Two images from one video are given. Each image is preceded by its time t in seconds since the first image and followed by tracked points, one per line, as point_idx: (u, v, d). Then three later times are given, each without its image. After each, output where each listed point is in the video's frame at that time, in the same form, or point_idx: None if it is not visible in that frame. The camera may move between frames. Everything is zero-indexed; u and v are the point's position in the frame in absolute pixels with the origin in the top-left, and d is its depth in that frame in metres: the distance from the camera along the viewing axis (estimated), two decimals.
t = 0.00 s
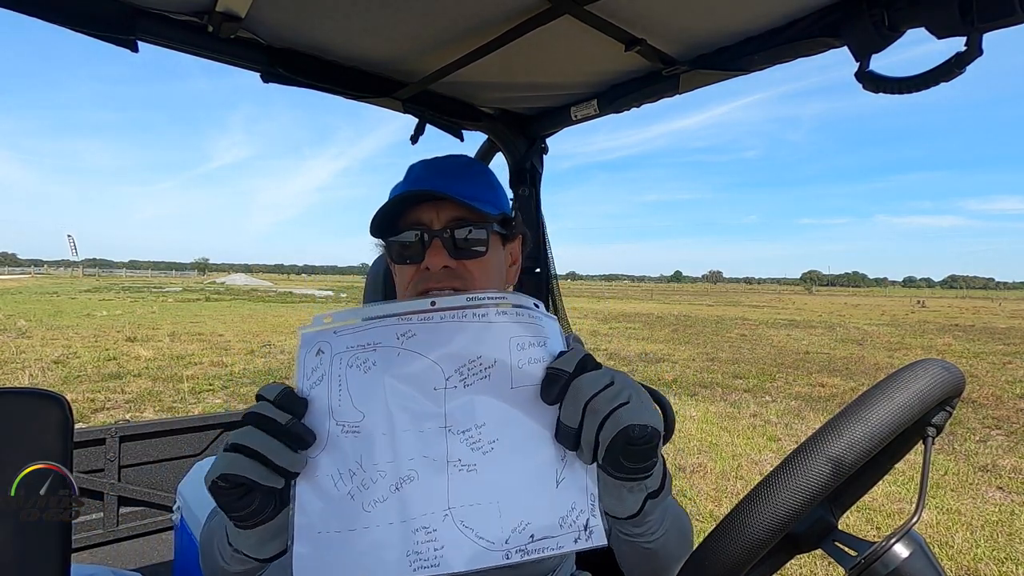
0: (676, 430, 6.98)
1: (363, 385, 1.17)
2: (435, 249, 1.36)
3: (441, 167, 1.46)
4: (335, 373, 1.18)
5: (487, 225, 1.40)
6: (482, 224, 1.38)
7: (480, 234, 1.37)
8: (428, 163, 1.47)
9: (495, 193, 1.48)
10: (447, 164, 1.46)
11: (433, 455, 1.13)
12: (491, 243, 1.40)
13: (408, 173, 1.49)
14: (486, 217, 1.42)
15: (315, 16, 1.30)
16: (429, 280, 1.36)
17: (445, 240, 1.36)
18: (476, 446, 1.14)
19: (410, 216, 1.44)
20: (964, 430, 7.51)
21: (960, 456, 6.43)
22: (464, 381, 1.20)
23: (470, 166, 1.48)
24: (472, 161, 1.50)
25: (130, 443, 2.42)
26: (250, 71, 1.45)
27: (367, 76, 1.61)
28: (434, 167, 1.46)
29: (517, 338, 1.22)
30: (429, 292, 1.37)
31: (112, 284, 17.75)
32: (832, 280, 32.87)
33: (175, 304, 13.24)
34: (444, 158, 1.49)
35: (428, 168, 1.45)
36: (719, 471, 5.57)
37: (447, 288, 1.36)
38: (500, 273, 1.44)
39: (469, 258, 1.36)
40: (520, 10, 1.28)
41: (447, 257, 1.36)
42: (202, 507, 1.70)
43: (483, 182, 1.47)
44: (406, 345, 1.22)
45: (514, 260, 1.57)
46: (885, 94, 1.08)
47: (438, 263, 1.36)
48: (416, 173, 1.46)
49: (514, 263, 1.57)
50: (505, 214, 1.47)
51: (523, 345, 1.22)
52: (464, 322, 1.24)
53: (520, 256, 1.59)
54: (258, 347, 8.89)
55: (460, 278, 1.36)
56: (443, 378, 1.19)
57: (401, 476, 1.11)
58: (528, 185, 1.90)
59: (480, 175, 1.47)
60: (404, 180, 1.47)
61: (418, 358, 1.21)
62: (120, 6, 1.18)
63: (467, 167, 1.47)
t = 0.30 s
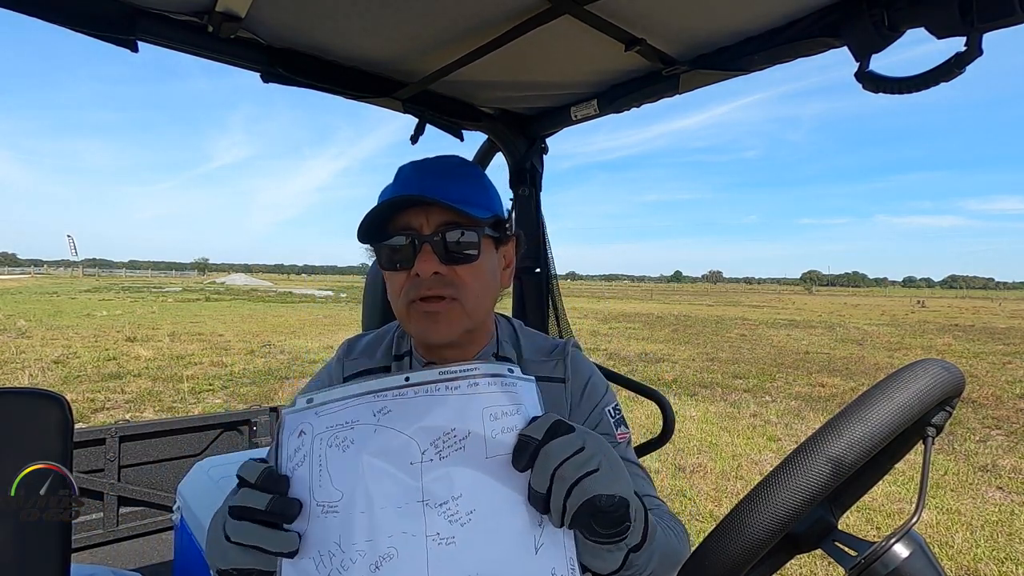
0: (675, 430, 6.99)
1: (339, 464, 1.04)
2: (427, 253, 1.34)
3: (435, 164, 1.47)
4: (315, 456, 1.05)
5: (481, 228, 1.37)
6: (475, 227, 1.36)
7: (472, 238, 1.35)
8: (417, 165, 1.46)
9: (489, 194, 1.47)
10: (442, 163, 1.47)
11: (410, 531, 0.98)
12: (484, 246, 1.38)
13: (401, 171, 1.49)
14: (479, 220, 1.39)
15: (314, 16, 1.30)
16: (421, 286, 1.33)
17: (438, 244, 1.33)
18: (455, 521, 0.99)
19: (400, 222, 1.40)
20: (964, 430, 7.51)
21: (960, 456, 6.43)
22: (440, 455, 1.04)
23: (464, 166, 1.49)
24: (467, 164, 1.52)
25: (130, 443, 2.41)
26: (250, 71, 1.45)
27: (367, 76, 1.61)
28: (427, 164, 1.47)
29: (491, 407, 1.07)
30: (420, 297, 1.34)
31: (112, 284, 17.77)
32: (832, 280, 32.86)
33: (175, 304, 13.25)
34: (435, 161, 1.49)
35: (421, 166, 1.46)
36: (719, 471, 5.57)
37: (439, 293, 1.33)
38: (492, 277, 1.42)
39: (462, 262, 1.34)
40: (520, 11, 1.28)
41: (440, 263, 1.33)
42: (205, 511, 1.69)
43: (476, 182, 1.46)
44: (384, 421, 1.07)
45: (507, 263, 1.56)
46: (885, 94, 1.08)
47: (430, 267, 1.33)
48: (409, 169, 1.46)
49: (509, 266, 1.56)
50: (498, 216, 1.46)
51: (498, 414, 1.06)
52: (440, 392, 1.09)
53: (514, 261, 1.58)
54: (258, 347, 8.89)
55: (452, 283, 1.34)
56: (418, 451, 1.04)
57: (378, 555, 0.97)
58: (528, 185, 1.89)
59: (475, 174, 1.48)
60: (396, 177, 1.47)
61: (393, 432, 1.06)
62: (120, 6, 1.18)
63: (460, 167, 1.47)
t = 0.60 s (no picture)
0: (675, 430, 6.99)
1: None
2: (405, 291, 1.30)
3: (418, 180, 1.41)
4: None
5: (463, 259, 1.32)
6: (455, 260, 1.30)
7: (452, 272, 1.29)
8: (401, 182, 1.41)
9: (475, 214, 1.40)
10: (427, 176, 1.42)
11: None
12: (468, 277, 1.33)
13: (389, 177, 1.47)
14: (462, 251, 1.33)
15: (314, 16, 1.31)
16: (403, 323, 1.30)
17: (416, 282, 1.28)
18: None
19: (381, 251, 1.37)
20: (964, 430, 7.51)
21: (960, 456, 6.43)
22: None
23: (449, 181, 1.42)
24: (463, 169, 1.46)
25: (130, 442, 2.41)
26: (249, 72, 1.45)
27: (367, 76, 1.61)
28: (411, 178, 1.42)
29: None
30: (404, 334, 1.31)
31: (112, 284, 17.76)
32: (832, 279, 32.95)
33: (175, 304, 13.24)
34: (417, 179, 1.41)
35: (407, 177, 1.42)
36: (719, 471, 5.58)
37: (421, 331, 1.30)
38: (481, 300, 1.37)
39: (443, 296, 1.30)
40: (520, 11, 1.28)
41: (419, 302, 1.29)
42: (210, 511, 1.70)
43: (459, 201, 1.39)
44: None
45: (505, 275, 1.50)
46: (885, 94, 1.08)
47: (410, 305, 1.29)
48: (393, 181, 1.43)
49: (507, 278, 1.50)
50: (487, 237, 1.39)
51: None
52: None
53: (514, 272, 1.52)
54: (258, 347, 8.88)
55: (433, 319, 1.30)
56: None
57: None
58: (528, 185, 1.89)
59: (460, 191, 1.40)
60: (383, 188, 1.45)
61: None
62: (120, 6, 1.18)
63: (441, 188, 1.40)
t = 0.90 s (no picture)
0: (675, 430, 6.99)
1: None
2: (385, 322, 1.24)
3: (406, 198, 1.34)
4: None
5: (448, 294, 1.25)
6: (440, 297, 1.24)
7: (437, 310, 1.23)
8: (389, 198, 1.34)
9: (465, 240, 1.33)
10: (416, 191, 1.34)
11: None
12: (453, 311, 1.27)
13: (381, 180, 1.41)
14: (449, 285, 1.26)
15: (315, 16, 1.30)
16: (385, 354, 1.26)
17: (398, 318, 1.22)
18: None
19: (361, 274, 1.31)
20: (963, 430, 7.51)
21: (960, 456, 6.43)
22: None
23: (439, 200, 1.34)
24: (459, 180, 1.39)
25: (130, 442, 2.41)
26: (250, 72, 1.45)
27: (367, 76, 1.61)
28: (399, 193, 1.34)
29: None
30: (387, 363, 1.27)
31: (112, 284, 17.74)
32: (832, 280, 32.96)
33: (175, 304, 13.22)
34: (405, 198, 1.34)
35: (396, 189, 1.35)
36: (719, 471, 5.58)
37: (404, 363, 1.26)
38: (469, 330, 1.32)
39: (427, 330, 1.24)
40: (520, 11, 1.28)
41: (400, 336, 1.23)
42: (212, 514, 1.69)
43: (448, 225, 1.32)
44: None
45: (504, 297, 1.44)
46: (885, 94, 1.08)
47: (392, 339, 1.24)
48: (383, 190, 1.36)
49: (505, 301, 1.43)
50: (478, 265, 1.33)
51: None
52: None
53: (513, 292, 1.45)
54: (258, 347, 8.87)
55: (416, 352, 1.25)
56: None
57: None
58: (528, 185, 1.88)
59: (448, 214, 1.33)
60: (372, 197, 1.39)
61: None
62: (120, 6, 1.18)
63: (430, 209, 1.32)
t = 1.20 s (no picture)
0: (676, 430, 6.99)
1: None
2: (342, 354, 1.11)
3: (357, 211, 1.20)
4: None
5: (411, 317, 1.12)
6: (401, 323, 1.10)
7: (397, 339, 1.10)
8: (338, 212, 1.20)
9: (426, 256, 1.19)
10: (369, 201, 1.20)
11: None
12: (416, 336, 1.14)
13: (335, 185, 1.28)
14: (410, 309, 1.13)
15: (315, 16, 1.31)
16: (345, 387, 1.13)
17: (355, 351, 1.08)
18: None
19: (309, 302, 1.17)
20: (964, 430, 7.51)
21: (960, 456, 6.43)
22: None
23: (394, 209, 1.20)
24: (419, 185, 1.26)
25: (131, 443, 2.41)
26: (250, 72, 1.45)
27: (368, 76, 1.61)
28: (351, 205, 1.21)
29: None
30: (350, 394, 1.15)
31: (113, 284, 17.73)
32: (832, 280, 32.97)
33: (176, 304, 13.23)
34: (356, 212, 1.19)
35: (349, 199, 1.21)
36: (719, 471, 5.58)
37: (366, 395, 1.14)
38: (435, 353, 1.19)
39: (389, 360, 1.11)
40: (520, 10, 1.28)
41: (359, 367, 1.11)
42: (209, 517, 1.67)
43: (407, 238, 1.18)
44: None
45: (475, 311, 1.31)
46: (885, 94, 1.08)
47: (349, 372, 1.11)
48: (334, 201, 1.23)
49: (476, 315, 1.30)
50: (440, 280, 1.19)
51: None
52: None
53: (484, 305, 1.32)
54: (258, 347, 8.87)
55: (379, 382, 1.13)
56: None
57: None
58: (528, 185, 1.88)
59: (405, 226, 1.19)
60: (321, 210, 1.25)
61: None
62: (120, 6, 1.19)
63: (385, 222, 1.18)
